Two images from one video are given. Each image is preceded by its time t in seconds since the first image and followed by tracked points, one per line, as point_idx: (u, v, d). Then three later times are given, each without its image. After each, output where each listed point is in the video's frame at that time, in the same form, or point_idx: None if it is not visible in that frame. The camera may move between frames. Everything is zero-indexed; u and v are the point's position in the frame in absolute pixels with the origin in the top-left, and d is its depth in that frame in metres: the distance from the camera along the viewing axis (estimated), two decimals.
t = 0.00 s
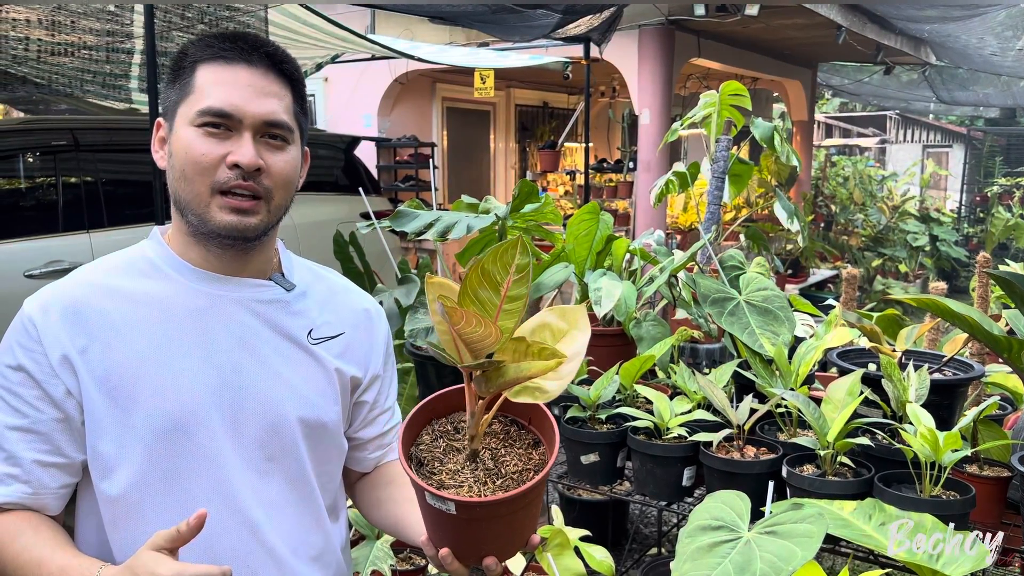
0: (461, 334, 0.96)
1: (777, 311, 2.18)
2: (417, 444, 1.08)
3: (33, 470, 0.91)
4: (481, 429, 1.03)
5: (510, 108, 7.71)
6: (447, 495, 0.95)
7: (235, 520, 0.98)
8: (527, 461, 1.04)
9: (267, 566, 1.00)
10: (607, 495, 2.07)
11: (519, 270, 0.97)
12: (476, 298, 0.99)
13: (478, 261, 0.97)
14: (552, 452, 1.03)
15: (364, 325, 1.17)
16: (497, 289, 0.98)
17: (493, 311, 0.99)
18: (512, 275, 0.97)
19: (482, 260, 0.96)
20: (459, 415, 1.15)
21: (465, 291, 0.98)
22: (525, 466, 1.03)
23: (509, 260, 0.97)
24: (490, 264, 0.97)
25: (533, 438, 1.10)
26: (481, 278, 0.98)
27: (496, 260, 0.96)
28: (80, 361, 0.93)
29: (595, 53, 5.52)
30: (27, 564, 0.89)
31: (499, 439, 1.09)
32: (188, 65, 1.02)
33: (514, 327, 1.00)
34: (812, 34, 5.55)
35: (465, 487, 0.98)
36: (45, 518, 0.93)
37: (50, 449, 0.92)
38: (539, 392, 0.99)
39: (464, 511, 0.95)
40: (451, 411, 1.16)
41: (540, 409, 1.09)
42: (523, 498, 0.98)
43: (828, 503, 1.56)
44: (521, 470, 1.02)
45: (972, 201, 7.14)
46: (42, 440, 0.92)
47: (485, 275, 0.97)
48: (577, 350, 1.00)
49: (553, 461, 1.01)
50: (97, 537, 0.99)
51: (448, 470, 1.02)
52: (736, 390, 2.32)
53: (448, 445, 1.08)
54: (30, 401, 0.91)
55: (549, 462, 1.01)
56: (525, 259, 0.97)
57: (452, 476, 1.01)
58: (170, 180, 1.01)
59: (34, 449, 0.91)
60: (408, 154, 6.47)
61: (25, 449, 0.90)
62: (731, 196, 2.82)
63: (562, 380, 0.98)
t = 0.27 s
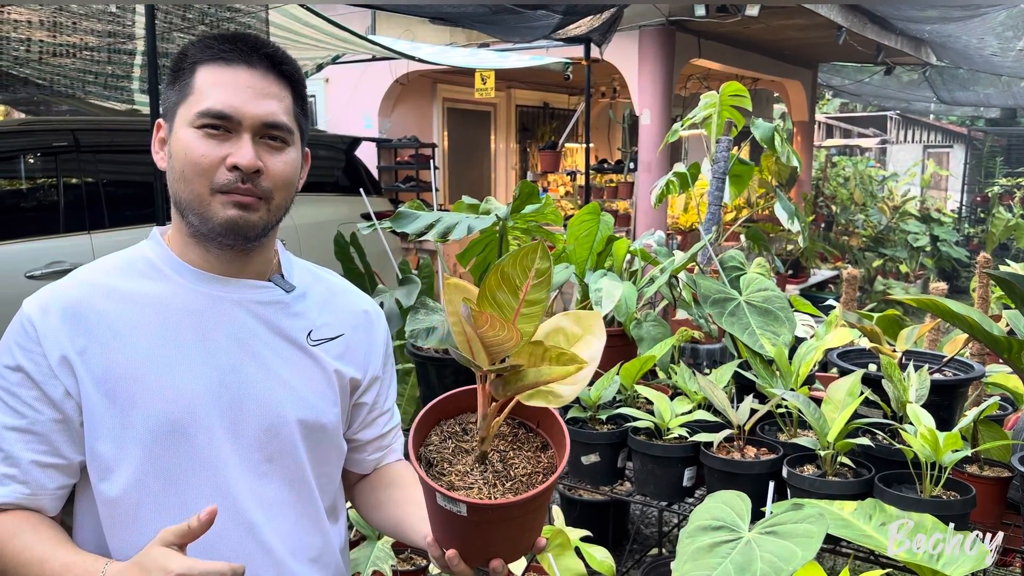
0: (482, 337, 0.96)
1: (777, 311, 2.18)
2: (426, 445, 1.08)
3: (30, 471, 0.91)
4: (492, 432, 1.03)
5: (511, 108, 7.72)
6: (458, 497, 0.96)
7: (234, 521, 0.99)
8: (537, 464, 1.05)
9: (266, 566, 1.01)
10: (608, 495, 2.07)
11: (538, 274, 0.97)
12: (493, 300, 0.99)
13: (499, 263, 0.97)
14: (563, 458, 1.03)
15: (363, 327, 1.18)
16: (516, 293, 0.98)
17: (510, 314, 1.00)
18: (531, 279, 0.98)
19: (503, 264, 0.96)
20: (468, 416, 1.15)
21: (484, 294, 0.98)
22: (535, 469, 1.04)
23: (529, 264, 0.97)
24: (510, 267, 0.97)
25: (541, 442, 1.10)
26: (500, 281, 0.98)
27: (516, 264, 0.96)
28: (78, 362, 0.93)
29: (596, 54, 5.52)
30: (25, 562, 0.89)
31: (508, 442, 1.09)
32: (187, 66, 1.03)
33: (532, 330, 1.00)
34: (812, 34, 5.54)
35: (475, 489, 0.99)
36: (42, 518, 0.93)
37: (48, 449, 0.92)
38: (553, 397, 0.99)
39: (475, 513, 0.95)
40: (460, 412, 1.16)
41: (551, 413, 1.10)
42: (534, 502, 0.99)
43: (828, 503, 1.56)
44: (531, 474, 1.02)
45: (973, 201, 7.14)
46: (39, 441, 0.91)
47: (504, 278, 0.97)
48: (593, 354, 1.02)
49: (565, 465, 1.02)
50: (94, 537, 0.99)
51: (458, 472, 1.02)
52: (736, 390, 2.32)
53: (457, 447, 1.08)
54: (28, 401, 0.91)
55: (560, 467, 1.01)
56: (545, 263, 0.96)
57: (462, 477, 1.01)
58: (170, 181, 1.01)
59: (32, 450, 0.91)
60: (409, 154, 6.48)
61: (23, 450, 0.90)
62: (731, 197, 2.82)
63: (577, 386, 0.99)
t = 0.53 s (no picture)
0: (482, 337, 0.96)
1: (777, 311, 2.18)
2: (428, 446, 1.08)
3: (33, 472, 0.91)
4: (493, 433, 1.03)
5: (511, 109, 7.72)
6: (461, 499, 0.96)
7: (236, 523, 0.99)
8: (538, 465, 1.05)
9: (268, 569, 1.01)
10: (608, 495, 2.07)
11: (539, 276, 0.99)
12: (495, 302, 1.00)
13: (499, 265, 0.99)
14: (564, 460, 1.03)
15: (364, 328, 1.18)
16: (516, 294, 0.99)
17: (511, 315, 1.01)
18: (531, 280, 0.99)
19: (504, 266, 0.97)
20: (468, 418, 1.15)
21: (485, 296, 0.99)
22: (537, 471, 1.04)
23: (529, 266, 0.98)
24: (509, 269, 0.98)
25: (542, 443, 1.10)
26: (501, 283, 0.99)
27: (516, 266, 0.98)
28: (81, 363, 0.93)
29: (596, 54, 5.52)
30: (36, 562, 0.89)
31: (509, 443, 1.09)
32: (181, 70, 1.02)
33: (532, 331, 1.01)
34: (812, 34, 5.55)
35: (477, 491, 0.99)
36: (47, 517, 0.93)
37: (50, 450, 0.92)
38: (554, 398, 0.99)
39: (478, 515, 0.96)
40: (461, 414, 1.16)
41: (552, 415, 1.10)
42: (536, 504, 0.99)
43: (829, 503, 1.56)
44: (532, 476, 1.03)
45: (973, 202, 7.14)
46: (41, 442, 0.92)
47: (505, 279, 0.99)
48: (594, 353, 1.02)
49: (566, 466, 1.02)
50: (96, 539, 1.00)
51: (459, 473, 1.02)
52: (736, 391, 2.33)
53: (458, 448, 1.08)
54: (31, 403, 0.91)
55: (562, 469, 1.02)
56: (545, 265, 0.98)
57: (464, 479, 1.01)
58: (175, 186, 1.01)
59: (33, 451, 0.91)
60: (409, 155, 6.48)
61: (24, 451, 0.90)
62: (731, 197, 2.82)
63: (578, 387, 0.99)
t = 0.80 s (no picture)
0: (487, 345, 0.99)
1: (777, 311, 2.18)
2: (432, 446, 1.08)
3: (41, 474, 0.88)
4: (497, 432, 1.03)
5: (511, 110, 7.73)
6: (470, 499, 0.97)
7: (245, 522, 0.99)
8: (541, 461, 1.06)
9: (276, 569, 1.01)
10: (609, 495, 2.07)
11: (539, 279, 0.96)
12: (496, 307, 0.98)
13: (498, 269, 0.96)
14: (566, 455, 1.04)
15: (364, 326, 1.18)
16: (516, 297, 0.97)
17: (513, 320, 0.99)
18: (531, 283, 0.96)
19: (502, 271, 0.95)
20: (470, 416, 1.16)
21: (486, 301, 0.97)
22: (541, 466, 1.05)
23: (529, 269, 0.95)
24: (510, 274, 0.96)
25: (543, 437, 1.11)
26: (501, 287, 0.97)
27: (516, 270, 0.95)
28: (86, 365, 0.93)
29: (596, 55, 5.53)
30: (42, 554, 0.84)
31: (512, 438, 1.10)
32: (172, 72, 1.03)
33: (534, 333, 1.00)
34: (811, 35, 5.55)
35: (484, 490, 1.00)
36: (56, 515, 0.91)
37: (58, 451, 0.91)
38: (555, 397, 1.00)
39: (486, 514, 0.96)
40: (462, 413, 1.17)
41: (553, 411, 1.10)
42: (542, 499, 1.00)
43: (829, 503, 1.56)
44: (537, 472, 1.04)
45: (972, 201, 7.14)
46: (49, 443, 0.90)
47: (506, 284, 0.96)
48: (593, 352, 1.03)
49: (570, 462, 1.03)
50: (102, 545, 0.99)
51: (465, 473, 1.03)
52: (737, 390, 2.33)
53: (462, 448, 1.09)
54: (37, 404, 0.90)
55: (565, 464, 1.02)
56: (545, 267, 0.95)
57: (470, 478, 1.02)
58: (172, 187, 1.01)
59: (42, 452, 0.89)
60: (409, 155, 6.48)
61: (33, 453, 0.89)
62: (731, 197, 2.82)
63: (581, 385, 1.00)
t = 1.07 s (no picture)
0: (493, 330, 0.97)
1: (777, 311, 2.18)
2: (435, 436, 1.08)
3: (53, 468, 0.88)
4: (501, 419, 1.03)
5: (511, 109, 7.72)
6: (475, 485, 0.96)
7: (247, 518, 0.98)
8: (544, 448, 1.06)
9: (278, 566, 1.00)
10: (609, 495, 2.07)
11: (542, 265, 0.96)
12: (499, 293, 0.98)
13: (501, 256, 0.96)
14: (569, 440, 1.04)
15: (362, 323, 1.18)
16: (520, 284, 0.97)
17: (516, 305, 0.99)
18: (534, 269, 0.96)
19: (505, 258, 0.95)
20: (471, 406, 1.15)
21: (489, 287, 0.97)
22: (544, 453, 1.05)
23: (532, 255, 0.96)
24: (512, 261, 0.96)
25: (545, 425, 1.11)
26: (504, 274, 0.97)
27: (518, 257, 0.95)
28: (87, 361, 0.93)
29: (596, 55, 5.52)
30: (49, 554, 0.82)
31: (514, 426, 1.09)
32: (166, 71, 1.03)
33: (539, 320, 1.00)
34: (811, 35, 5.55)
35: (489, 477, 0.99)
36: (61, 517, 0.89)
37: (67, 445, 0.90)
38: (559, 381, 1.01)
39: (493, 500, 0.96)
40: (464, 403, 1.16)
41: (555, 399, 1.10)
42: (546, 485, 0.99)
43: (830, 503, 1.56)
44: (541, 458, 1.03)
45: (973, 201, 7.14)
46: (57, 436, 0.89)
47: (508, 271, 0.96)
48: (596, 337, 1.04)
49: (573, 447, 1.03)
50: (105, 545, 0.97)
51: (469, 461, 1.02)
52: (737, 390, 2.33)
53: (465, 436, 1.08)
54: (45, 398, 0.90)
55: (568, 451, 1.02)
56: (548, 253, 0.95)
57: (474, 466, 1.01)
58: (166, 186, 1.01)
59: (55, 446, 0.89)
60: (409, 155, 6.48)
61: (42, 446, 0.88)
62: (731, 197, 2.82)
63: (582, 370, 1.01)
